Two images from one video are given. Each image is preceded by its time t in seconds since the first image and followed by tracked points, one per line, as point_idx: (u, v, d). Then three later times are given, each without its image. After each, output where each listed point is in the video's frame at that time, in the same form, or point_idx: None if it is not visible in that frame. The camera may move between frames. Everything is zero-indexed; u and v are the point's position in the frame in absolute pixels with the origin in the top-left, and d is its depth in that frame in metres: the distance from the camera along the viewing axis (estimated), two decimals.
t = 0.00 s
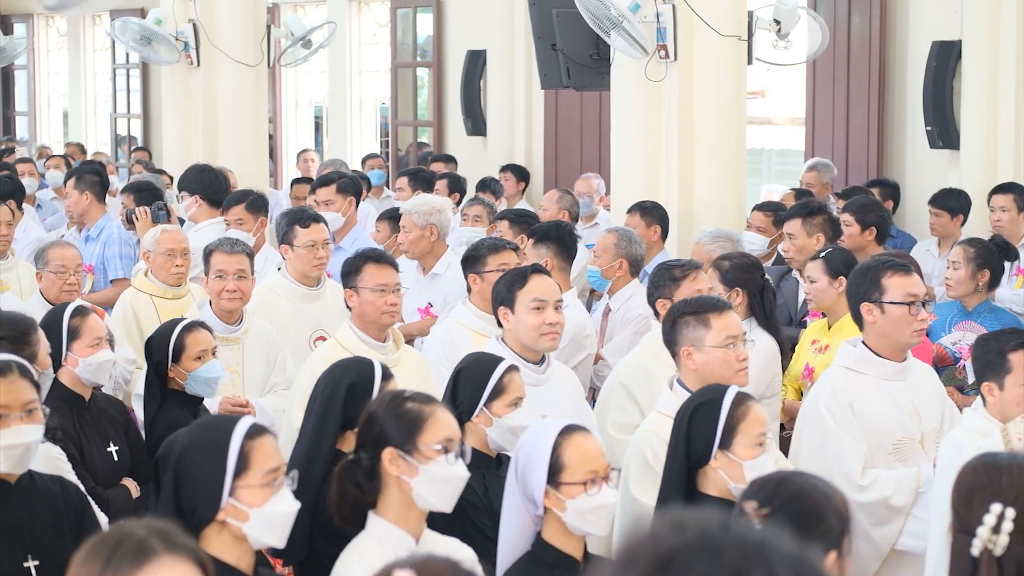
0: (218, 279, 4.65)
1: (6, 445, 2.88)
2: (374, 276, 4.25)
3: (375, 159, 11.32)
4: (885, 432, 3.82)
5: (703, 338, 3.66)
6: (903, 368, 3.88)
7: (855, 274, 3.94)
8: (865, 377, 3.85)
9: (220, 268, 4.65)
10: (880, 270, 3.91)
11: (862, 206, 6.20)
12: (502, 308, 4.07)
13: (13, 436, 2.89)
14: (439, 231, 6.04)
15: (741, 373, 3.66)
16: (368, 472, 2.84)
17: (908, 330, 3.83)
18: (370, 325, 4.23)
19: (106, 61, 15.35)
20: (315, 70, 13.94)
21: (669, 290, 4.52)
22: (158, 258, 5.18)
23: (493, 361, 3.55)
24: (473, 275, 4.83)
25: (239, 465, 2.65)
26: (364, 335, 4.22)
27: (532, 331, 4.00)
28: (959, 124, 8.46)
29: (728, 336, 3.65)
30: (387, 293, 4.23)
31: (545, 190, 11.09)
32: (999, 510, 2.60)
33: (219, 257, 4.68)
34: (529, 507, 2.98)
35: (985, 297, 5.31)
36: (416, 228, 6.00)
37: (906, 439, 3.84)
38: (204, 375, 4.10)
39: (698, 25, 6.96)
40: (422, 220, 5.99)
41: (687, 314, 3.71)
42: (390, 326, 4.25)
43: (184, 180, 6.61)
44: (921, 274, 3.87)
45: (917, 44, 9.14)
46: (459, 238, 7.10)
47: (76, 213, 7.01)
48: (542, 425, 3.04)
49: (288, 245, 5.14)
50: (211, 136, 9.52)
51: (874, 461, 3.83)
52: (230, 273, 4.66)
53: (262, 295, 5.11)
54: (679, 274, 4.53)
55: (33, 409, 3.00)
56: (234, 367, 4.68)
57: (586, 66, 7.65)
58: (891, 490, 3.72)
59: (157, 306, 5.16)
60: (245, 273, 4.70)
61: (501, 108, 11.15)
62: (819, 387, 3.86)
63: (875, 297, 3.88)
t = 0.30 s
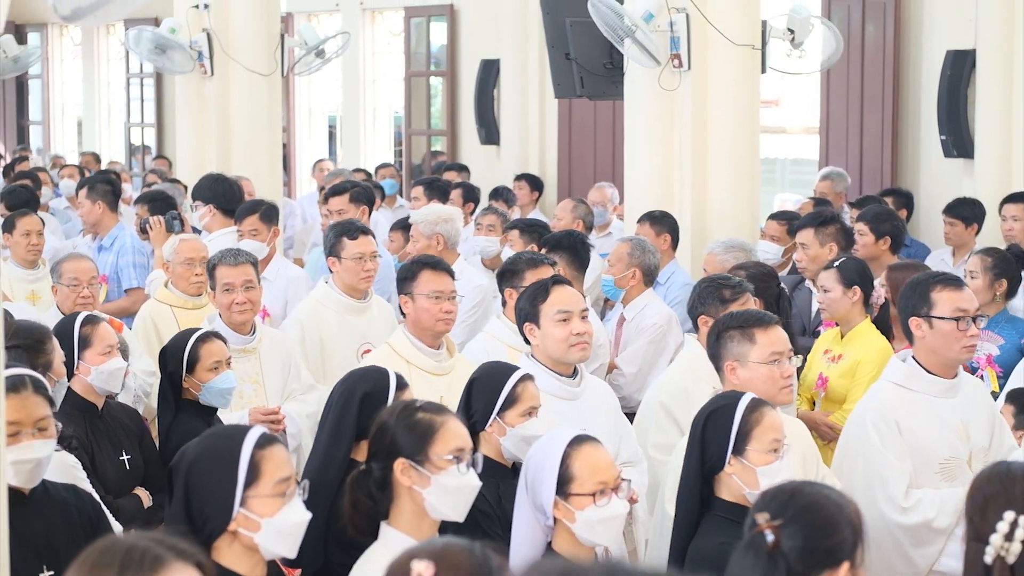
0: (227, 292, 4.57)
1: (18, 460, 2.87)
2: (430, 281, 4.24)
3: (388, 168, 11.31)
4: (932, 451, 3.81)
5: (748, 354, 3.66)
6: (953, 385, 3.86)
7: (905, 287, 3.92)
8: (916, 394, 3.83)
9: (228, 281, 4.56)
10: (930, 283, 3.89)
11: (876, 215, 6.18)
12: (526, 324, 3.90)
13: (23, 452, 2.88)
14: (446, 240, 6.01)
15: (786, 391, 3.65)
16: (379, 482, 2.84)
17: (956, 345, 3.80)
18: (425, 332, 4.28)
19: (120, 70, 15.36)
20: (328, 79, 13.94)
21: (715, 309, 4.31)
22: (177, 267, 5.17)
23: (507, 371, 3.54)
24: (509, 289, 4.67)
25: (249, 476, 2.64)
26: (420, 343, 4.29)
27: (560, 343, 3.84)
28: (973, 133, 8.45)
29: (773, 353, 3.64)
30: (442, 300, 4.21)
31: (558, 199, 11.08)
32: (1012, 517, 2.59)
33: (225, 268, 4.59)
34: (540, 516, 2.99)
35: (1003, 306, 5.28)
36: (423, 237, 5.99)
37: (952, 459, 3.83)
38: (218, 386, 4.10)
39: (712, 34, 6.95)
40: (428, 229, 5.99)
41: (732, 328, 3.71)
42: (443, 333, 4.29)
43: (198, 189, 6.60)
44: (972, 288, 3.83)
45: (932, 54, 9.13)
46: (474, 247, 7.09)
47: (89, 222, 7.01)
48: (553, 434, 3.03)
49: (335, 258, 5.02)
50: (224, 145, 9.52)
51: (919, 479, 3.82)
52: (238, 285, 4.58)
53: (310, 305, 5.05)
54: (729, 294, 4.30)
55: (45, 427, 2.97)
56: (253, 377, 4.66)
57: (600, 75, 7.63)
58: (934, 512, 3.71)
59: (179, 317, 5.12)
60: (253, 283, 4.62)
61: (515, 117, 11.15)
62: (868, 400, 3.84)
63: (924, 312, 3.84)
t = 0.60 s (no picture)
0: (248, 307, 4.53)
1: (34, 468, 2.88)
2: (469, 297, 4.17)
3: (403, 179, 11.33)
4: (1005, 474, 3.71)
5: (817, 376, 3.52)
6: None
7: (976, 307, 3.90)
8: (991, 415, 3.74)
9: (250, 296, 4.53)
10: (999, 303, 3.86)
11: (892, 227, 6.18)
12: (569, 337, 3.76)
13: (39, 461, 2.89)
14: (460, 252, 6.00)
15: (856, 414, 3.48)
16: (390, 492, 2.84)
17: None
18: (465, 349, 4.20)
19: (137, 83, 15.40)
20: (344, 91, 13.96)
21: (756, 323, 4.13)
22: (208, 282, 5.14)
23: (525, 382, 3.54)
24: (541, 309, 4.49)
25: (262, 486, 2.64)
26: (460, 361, 4.21)
27: (605, 359, 3.70)
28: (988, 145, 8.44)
29: (842, 374, 3.50)
30: (480, 317, 4.15)
31: (574, 211, 11.10)
32: None
33: (247, 283, 4.55)
34: (553, 528, 3.00)
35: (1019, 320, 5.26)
36: (436, 248, 6.00)
37: None
38: (237, 398, 4.10)
39: (728, 45, 6.95)
40: (442, 241, 5.99)
41: (799, 350, 3.58)
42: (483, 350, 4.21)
43: (214, 201, 6.61)
44: None
45: (948, 67, 9.14)
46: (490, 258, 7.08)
47: (105, 233, 7.01)
48: (567, 446, 3.03)
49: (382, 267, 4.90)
50: (241, 156, 9.54)
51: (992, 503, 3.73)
52: (259, 299, 4.54)
53: (358, 314, 4.93)
54: (771, 309, 4.12)
55: (61, 435, 2.97)
56: (275, 393, 4.65)
57: (616, 86, 7.63)
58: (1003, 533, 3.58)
59: (207, 331, 5.08)
60: (275, 297, 4.58)
61: (530, 129, 11.17)
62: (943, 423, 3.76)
63: (993, 331, 3.81)
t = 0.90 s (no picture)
0: (291, 322, 4.44)
1: (53, 476, 2.89)
2: (485, 313, 4.17)
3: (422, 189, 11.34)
4: None
5: (900, 384, 3.48)
6: None
7: None
8: None
9: (293, 310, 4.43)
10: None
11: (910, 237, 6.17)
12: (628, 353, 3.73)
13: (59, 468, 2.90)
14: (477, 262, 5.99)
15: (939, 423, 3.42)
16: (403, 501, 2.87)
17: None
18: (485, 364, 4.19)
19: (156, 94, 15.43)
20: (362, 102, 13.97)
21: (804, 335, 4.00)
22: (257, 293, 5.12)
23: (542, 391, 3.55)
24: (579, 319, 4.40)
25: (282, 493, 2.65)
26: (481, 374, 4.20)
27: (664, 377, 3.67)
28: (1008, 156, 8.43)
29: (926, 383, 3.46)
30: (496, 332, 4.15)
31: (592, 222, 11.09)
32: None
33: (291, 298, 4.46)
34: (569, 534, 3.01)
35: None
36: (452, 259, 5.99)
37: None
38: (255, 406, 4.13)
39: (746, 55, 6.95)
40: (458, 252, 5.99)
41: (884, 356, 3.55)
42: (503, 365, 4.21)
43: (233, 212, 6.62)
44: None
45: (967, 78, 9.13)
46: (508, 268, 7.07)
47: (125, 244, 7.03)
48: (582, 454, 3.04)
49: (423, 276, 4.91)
50: (259, 167, 9.57)
51: None
52: (302, 315, 4.44)
53: (397, 326, 4.86)
54: (819, 321, 4.00)
55: (81, 442, 2.98)
56: (313, 410, 4.57)
57: (633, 97, 7.63)
58: None
59: (252, 344, 5.07)
60: (318, 314, 4.48)
61: (549, 139, 11.17)
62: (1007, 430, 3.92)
63: None
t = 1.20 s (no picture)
0: (352, 327, 4.11)
1: (71, 482, 2.89)
2: (514, 323, 4.14)
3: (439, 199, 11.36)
4: None
5: (966, 399, 3.42)
6: None
7: None
8: None
9: (355, 315, 4.11)
10: None
11: (929, 247, 6.17)
12: (706, 357, 3.75)
13: (77, 475, 2.90)
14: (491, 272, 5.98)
15: (1006, 439, 3.35)
16: (419, 508, 2.88)
17: None
18: (512, 375, 4.17)
19: (175, 104, 15.47)
20: (379, 112, 13.99)
21: (863, 353, 3.83)
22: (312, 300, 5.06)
23: (555, 399, 3.56)
24: (619, 329, 4.28)
25: (297, 502, 2.65)
26: (510, 388, 4.18)
27: (743, 382, 3.68)
28: None
29: (994, 399, 3.39)
30: (525, 342, 4.13)
31: (610, 232, 11.09)
32: None
33: (355, 303, 4.14)
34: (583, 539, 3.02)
35: None
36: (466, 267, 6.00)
37: None
38: (273, 414, 4.15)
39: (763, 64, 6.95)
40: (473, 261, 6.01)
41: (951, 370, 3.49)
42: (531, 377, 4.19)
43: (251, 221, 6.63)
44: None
45: (985, 87, 9.11)
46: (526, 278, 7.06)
47: (143, 255, 7.04)
48: (600, 461, 3.04)
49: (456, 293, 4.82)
50: (277, 177, 9.59)
51: None
52: (365, 320, 4.12)
53: (432, 346, 4.83)
54: (880, 339, 3.83)
55: (99, 448, 2.98)
56: (367, 419, 4.20)
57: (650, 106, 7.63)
58: None
59: (303, 353, 5.04)
60: (381, 320, 4.15)
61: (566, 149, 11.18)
62: None
63: None
